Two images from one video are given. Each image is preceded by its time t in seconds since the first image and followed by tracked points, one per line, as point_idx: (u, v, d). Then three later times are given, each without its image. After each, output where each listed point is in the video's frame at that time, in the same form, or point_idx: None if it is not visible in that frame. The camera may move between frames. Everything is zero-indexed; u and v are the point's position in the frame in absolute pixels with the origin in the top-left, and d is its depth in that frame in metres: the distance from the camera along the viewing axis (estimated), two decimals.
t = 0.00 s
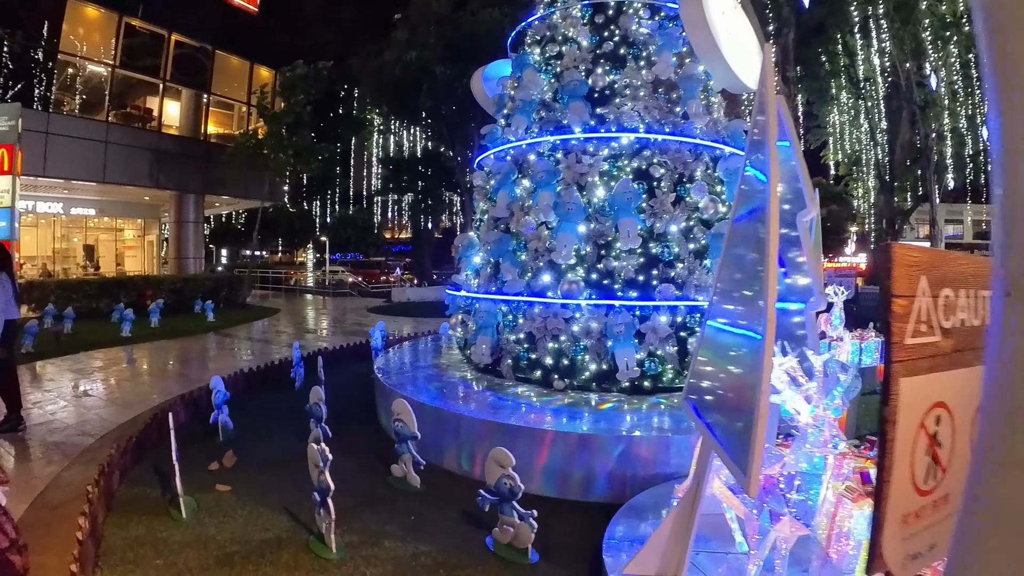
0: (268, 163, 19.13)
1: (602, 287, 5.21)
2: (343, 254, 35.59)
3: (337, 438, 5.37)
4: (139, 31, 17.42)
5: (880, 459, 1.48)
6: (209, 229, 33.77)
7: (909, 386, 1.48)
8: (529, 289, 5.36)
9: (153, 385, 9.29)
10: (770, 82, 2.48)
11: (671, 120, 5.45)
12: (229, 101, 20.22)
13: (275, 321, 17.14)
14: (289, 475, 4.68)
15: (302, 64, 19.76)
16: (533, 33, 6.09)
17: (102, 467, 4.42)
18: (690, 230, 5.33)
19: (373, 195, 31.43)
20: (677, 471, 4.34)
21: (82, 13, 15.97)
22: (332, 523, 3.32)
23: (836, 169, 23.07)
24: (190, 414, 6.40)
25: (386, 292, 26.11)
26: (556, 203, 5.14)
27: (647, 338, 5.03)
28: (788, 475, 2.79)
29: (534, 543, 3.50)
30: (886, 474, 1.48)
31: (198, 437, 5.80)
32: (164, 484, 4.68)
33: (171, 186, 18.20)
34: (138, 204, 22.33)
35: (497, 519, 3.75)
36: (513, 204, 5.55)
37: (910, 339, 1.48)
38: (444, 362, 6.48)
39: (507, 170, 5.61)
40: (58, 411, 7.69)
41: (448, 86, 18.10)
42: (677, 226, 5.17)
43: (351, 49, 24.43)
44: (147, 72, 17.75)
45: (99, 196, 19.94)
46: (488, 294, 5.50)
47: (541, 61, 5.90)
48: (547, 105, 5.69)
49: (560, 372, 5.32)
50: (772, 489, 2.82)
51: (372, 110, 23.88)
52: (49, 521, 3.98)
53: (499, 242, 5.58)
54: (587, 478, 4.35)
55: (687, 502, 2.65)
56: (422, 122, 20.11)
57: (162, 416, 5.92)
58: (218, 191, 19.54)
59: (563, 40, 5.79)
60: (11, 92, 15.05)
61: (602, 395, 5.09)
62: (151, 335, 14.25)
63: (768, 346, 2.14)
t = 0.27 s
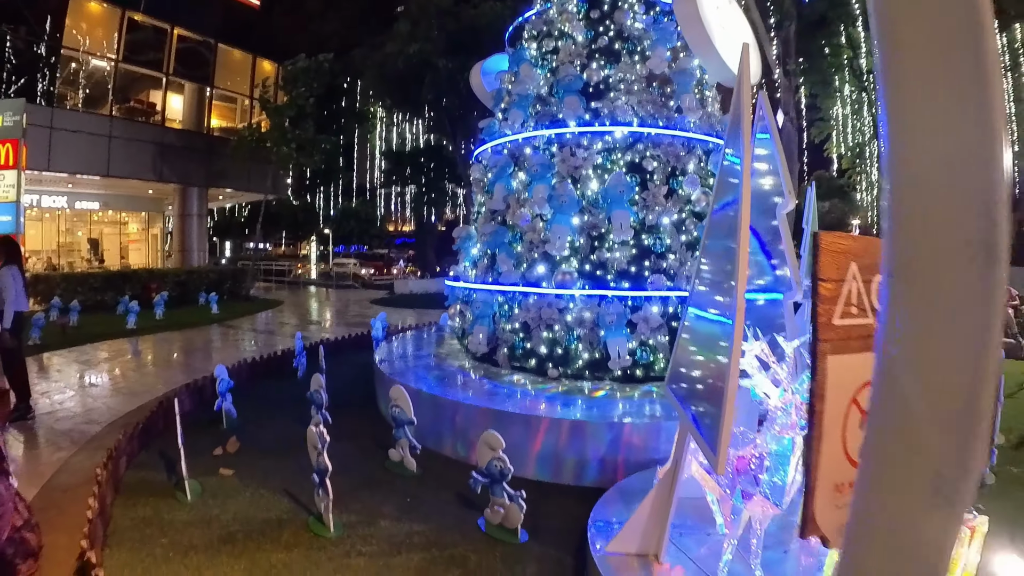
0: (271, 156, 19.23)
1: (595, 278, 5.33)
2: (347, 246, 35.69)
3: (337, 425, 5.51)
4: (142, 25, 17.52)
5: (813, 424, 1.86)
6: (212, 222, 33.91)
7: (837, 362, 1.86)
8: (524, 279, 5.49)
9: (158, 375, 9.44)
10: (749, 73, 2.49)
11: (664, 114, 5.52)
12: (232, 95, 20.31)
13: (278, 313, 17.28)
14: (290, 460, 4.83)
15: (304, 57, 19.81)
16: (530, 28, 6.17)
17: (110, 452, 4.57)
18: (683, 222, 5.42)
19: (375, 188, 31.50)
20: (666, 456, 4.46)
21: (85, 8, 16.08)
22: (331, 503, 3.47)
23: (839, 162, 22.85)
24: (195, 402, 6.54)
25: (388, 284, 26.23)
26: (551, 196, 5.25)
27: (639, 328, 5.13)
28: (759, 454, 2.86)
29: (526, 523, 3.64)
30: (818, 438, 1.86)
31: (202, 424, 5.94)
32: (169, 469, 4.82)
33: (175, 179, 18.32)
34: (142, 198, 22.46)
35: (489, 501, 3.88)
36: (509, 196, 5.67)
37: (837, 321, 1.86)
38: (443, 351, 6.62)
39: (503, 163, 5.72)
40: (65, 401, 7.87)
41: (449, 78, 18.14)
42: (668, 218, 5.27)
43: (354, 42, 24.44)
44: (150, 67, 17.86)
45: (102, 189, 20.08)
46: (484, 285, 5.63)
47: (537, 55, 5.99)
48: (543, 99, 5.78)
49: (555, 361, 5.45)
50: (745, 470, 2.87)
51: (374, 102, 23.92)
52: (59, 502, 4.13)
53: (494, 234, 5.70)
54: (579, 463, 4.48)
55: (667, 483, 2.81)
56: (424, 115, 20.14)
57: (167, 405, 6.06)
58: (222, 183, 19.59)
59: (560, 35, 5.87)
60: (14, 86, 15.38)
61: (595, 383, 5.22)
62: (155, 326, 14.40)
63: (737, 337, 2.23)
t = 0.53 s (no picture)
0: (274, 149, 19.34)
1: (586, 269, 5.43)
2: (351, 238, 35.81)
3: (334, 411, 5.63)
4: (146, 19, 17.64)
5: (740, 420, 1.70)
6: (218, 215, 34.10)
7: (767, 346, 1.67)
8: (517, 269, 5.61)
9: (163, 365, 9.59)
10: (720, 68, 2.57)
11: (656, 106, 5.48)
12: (236, 87, 20.41)
13: (283, 304, 17.44)
14: (287, 445, 4.96)
15: (307, 49, 19.89)
16: (526, 22, 6.26)
17: (113, 436, 4.71)
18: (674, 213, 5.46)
19: (379, 179, 31.56)
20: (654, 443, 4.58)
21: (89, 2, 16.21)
22: (324, 484, 3.61)
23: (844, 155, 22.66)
24: (197, 389, 6.67)
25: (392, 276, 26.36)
26: (542, 188, 5.41)
27: (629, 317, 5.23)
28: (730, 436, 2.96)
29: (512, 506, 3.76)
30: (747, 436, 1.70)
31: (203, 411, 6.08)
32: (171, 453, 4.97)
33: (180, 172, 18.46)
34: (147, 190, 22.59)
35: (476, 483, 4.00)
36: (503, 188, 5.78)
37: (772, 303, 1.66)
38: (441, 340, 6.75)
39: (497, 157, 5.86)
40: (72, 390, 8.05)
41: (452, 70, 18.19)
42: (658, 209, 5.36)
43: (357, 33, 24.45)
44: (154, 60, 17.98)
45: (107, 182, 20.23)
46: (479, 275, 5.77)
47: (532, 49, 6.07)
48: (537, 92, 5.88)
49: (546, 349, 5.59)
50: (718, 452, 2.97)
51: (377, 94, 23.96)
52: (64, 485, 4.27)
53: (488, 225, 5.83)
54: (569, 450, 4.60)
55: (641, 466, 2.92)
56: (427, 107, 20.20)
57: (169, 392, 6.20)
58: (226, 175, 19.74)
59: (554, 29, 5.96)
60: (20, 81, 15.40)
61: (585, 371, 5.33)
62: (161, 318, 14.59)
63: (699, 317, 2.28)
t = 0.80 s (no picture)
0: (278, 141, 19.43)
1: (578, 259, 5.51)
2: (359, 229, 35.94)
3: (332, 399, 5.74)
4: (151, 13, 17.75)
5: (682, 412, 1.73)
6: (226, 206, 34.32)
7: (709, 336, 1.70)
8: (511, 259, 5.70)
9: (171, 354, 9.76)
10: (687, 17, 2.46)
11: (650, 98, 5.56)
12: (241, 80, 20.51)
13: (288, 295, 17.58)
14: (285, 431, 5.08)
15: (311, 41, 19.92)
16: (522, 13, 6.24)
17: (116, 422, 4.86)
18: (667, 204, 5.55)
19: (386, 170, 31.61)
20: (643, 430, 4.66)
21: None
22: (316, 467, 3.75)
23: (851, 146, 22.27)
24: (200, 377, 6.80)
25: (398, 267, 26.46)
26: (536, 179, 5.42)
27: (620, 307, 5.30)
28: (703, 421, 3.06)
29: (498, 490, 3.85)
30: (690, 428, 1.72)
31: (206, 398, 6.22)
32: (172, 438, 5.11)
33: (186, 164, 18.58)
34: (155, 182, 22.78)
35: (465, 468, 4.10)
36: (498, 179, 5.86)
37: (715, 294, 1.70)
38: (439, 329, 6.86)
39: (492, 148, 5.92)
40: (80, 378, 8.22)
41: (456, 61, 18.16)
42: (650, 200, 5.42)
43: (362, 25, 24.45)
44: (159, 53, 18.12)
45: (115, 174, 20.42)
46: (473, 265, 5.86)
47: (528, 42, 6.09)
48: (533, 84, 5.90)
49: (539, 338, 5.68)
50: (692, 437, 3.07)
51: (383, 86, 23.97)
52: (69, 467, 4.43)
53: (483, 216, 5.90)
54: (559, 437, 4.69)
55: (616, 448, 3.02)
56: (432, 98, 20.19)
57: (172, 379, 6.33)
58: (232, 167, 19.84)
59: (550, 21, 5.96)
60: (28, 74, 15.79)
61: (577, 360, 5.42)
62: (168, 309, 14.75)
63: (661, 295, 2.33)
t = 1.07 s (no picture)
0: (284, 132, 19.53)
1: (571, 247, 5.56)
2: (367, 219, 36.04)
3: (329, 385, 5.84)
4: (159, 5, 17.87)
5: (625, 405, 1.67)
6: (235, 197, 34.49)
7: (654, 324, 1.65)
8: (505, 247, 5.77)
9: (177, 343, 9.90)
10: None
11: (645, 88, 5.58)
12: (249, 71, 20.60)
13: (294, 284, 17.70)
14: (282, 416, 5.19)
15: (317, 32, 19.94)
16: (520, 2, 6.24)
17: (118, 405, 4.98)
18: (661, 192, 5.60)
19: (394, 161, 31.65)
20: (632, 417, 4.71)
21: None
22: (307, 448, 3.87)
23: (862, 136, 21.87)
24: (203, 362, 6.91)
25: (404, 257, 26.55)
26: (530, 168, 5.50)
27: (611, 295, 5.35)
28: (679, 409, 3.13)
29: (484, 472, 3.94)
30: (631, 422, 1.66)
31: (207, 384, 6.35)
32: (173, 421, 5.23)
33: (194, 155, 18.68)
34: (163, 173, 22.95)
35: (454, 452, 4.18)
36: (493, 168, 5.92)
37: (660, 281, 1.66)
38: (438, 317, 6.95)
39: (488, 137, 5.98)
40: (88, 365, 8.37)
41: (461, 51, 18.10)
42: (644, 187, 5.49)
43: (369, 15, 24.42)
44: (167, 46, 18.25)
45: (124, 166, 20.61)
46: (468, 253, 5.94)
47: (525, 31, 6.09)
48: (529, 74, 5.93)
49: (533, 326, 5.76)
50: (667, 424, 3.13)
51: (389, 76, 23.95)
52: (72, 448, 4.57)
53: (478, 205, 5.96)
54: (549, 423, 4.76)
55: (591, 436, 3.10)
56: (438, 88, 20.16)
57: (174, 365, 6.45)
58: (240, 158, 19.91)
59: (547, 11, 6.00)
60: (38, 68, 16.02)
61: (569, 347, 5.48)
62: (177, 298, 14.92)
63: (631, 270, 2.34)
